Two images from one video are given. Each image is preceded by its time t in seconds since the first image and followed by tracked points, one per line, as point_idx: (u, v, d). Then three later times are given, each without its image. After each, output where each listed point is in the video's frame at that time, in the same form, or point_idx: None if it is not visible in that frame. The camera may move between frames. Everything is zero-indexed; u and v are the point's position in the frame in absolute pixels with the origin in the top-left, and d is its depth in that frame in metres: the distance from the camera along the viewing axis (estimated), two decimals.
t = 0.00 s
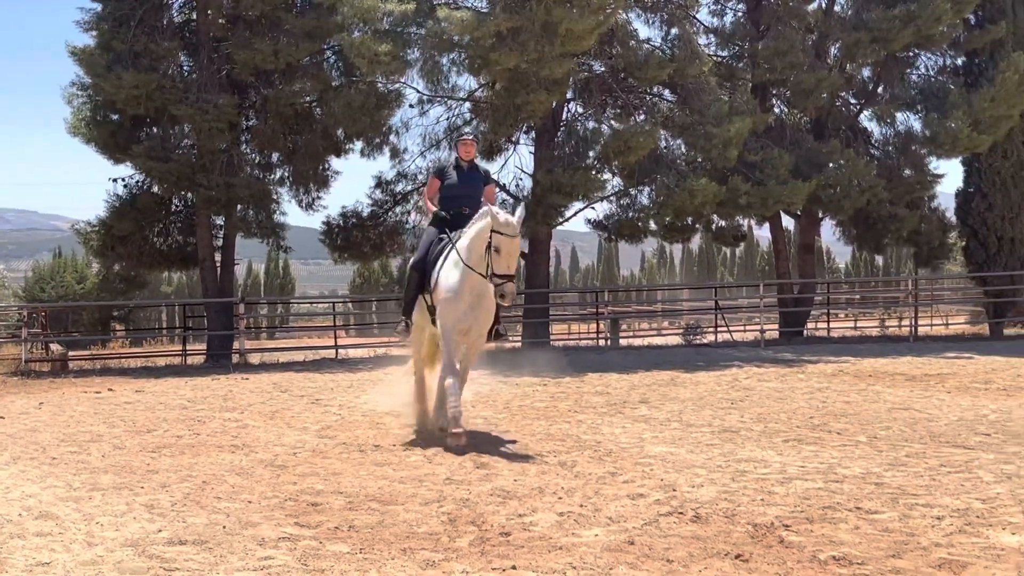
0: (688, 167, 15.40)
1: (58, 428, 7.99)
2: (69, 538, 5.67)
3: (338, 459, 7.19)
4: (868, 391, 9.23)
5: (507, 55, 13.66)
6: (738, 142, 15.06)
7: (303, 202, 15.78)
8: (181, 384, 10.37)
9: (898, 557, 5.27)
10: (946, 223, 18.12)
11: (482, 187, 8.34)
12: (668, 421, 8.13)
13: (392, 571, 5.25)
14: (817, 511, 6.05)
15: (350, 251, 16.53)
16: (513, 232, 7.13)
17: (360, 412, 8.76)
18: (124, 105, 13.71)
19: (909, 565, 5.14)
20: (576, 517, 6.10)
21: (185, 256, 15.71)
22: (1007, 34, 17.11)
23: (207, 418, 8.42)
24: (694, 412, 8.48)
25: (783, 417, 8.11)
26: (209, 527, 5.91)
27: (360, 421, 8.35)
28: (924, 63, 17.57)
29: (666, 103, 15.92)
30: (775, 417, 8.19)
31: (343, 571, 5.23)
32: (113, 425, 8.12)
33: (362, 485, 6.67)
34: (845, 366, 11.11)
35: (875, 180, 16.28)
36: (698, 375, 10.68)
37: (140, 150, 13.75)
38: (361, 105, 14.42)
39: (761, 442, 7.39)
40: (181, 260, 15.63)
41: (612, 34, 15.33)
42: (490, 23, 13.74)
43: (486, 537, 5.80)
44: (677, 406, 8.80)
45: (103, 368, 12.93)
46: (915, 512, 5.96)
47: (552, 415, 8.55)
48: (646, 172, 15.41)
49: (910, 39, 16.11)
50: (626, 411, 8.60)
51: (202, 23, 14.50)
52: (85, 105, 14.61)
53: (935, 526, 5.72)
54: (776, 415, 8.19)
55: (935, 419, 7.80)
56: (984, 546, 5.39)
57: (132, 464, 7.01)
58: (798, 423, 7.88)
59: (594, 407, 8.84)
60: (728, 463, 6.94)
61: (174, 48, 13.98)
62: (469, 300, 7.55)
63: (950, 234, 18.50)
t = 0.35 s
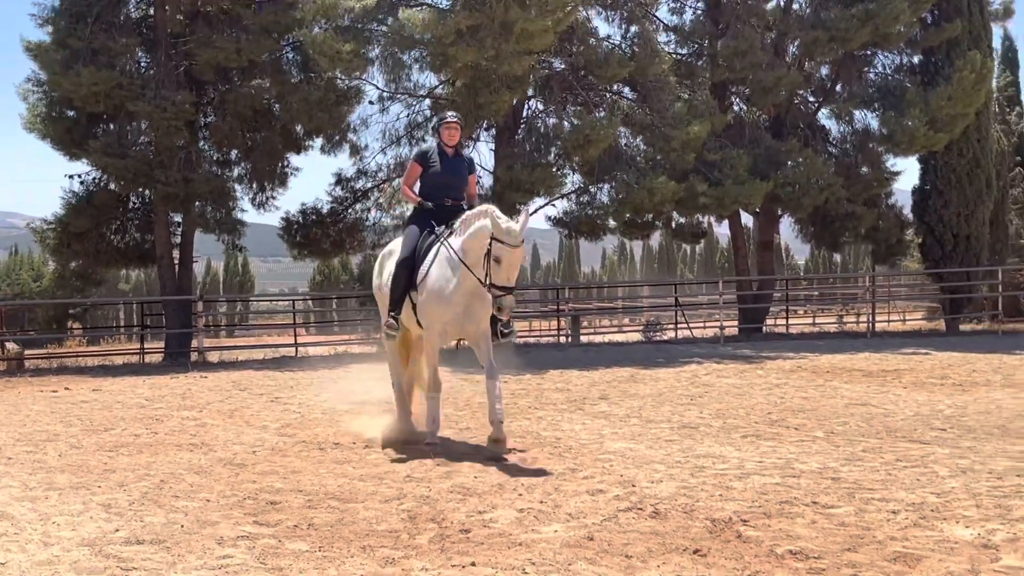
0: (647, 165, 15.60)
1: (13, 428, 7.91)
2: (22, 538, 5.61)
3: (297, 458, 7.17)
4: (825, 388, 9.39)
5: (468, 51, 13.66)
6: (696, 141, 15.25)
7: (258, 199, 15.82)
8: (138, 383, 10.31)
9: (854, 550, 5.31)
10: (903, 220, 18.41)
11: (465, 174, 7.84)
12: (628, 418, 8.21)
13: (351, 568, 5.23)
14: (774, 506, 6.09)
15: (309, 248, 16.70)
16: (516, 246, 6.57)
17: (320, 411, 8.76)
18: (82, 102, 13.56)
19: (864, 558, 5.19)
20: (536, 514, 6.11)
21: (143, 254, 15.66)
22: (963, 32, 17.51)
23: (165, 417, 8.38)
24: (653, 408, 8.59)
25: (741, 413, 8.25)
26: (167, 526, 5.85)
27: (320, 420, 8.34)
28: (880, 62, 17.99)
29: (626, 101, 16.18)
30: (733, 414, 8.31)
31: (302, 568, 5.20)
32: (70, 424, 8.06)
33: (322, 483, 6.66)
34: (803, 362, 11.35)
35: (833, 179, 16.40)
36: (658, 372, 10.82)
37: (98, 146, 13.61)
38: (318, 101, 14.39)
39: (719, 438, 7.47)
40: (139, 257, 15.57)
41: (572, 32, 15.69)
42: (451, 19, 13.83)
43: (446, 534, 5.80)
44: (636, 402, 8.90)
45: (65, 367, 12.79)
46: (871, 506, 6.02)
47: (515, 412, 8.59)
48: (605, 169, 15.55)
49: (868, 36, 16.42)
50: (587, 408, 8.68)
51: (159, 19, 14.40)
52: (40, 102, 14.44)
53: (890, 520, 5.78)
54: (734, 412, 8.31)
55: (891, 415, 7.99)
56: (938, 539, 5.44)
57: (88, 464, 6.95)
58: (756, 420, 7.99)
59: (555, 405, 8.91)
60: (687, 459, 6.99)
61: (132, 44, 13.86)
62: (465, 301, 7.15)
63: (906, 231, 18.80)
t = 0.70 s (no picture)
0: (603, 162, 15.68)
1: None
2: None
3: (253, 456, 7.14)
4: (780, 384, 9.56)
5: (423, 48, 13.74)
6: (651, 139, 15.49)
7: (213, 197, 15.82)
8: (92, 382, 10.23)
9: (807, 545, 5.34)
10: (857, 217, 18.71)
11: (459, 162, 7.32)
12: (585, 414, 8.27)
13: (306, 566, 5.20)
14: (728, 501, 6.13)
15: (265, 245, 16.81)
16: (534, 246, 6.40)
17: (277, 409, 8.75)
18: (38, 98, 13.40)
19: (816, 552, 5.23)
20: (492, 510, 6.11)
21: (97, 251, 15.55)
22: (916, 30, 17.90)
23: (119, 416, 8.32)
24: (609, 404, 8.68)
25: (697, 409, 8.35)
26: (119, 526, 5.78)
27: (276, 418, 8.33)
28: (836, 61, 18.30)
29: (584, 98, 16.18)
30: (689, 410, 8.41)
31: (256, 567, 5.16)
32: (21, 424, 7.99)
33: (277, 482, 6.63)
34: (759, 359, 11.53)
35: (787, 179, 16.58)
36: (615, 368, 10.92)
37: (52, 143, 13.50)
38: (273, 99, 14.42)
39: (675, 433, 7.54)
40: (94, 254, 15.47)
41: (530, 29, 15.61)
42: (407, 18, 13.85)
43: (401, 531, 5.78)
44: (593, 399, 8.98)
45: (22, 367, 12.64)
46: (824, 501, 6.07)
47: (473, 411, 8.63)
48: (563, 167, 15.62)
49: (823, 34, 16.77)
50: (545, 405, 8.74)
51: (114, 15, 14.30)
52: None
53: (842, 515, 5.83)
54: (690, 407, 8.42)
55: (845, 410, 8.15)
56: (889, 533, 5.49)
57: (39, 463, 6.87)
58: (712, 415, 8.09)
59: (513, 401, 8.98)
60: (644, 455, 7.04)
61: (87, 39, 13.74)
62: (473, 300, 6.77)
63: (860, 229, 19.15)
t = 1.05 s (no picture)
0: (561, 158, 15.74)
1: None
2: None
3: (205, 456, 7.10)
4: (734, 380, 9.71)
5: (377, 46, 13.72)
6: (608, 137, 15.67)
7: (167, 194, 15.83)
8: (42, 381, 10.14)
9: (760, 541, 5.34)
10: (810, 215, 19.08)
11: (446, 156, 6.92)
12: (541, 412, 8.31)
13: (258, 566, 5.11)
14: (681, 497, 6.15)
15: (218, 242, 16.81)
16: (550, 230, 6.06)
17: (231, 408, 8.73)
18: None
19: (768, 548, 5.22)
20: (446, 509, 6.07)
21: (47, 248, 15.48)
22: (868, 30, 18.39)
23: (70, 415, 8.24)
24: (565, 402, 8.75)
25: (652, 406, 8.45)
26: (66, 527, 5.67)
27: (230, 418, 8.31)
28: (790, 60, 18.63)
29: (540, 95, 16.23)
30: (644, 407, 8.51)
31: (207, 567, 5.08)
32: None
33: (228, 482, 6.58)
34: (713, 356, 11.68)
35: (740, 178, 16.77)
36: (572, 366, 11.02)
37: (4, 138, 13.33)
38: (230, 96, 14.44)
39: (630, 430, 7.61)
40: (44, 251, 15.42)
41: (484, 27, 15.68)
42: (359, 14, 13.82)
43: (353, 531, 5.72)
44: (549, 396, 9.05)
45: None
46: (775, 497, 6.11)
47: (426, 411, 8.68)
48: (521, 165, 15.66)
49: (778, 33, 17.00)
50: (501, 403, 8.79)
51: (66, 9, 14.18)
52: None
53: (794, 511, 5.86)
54: (645, 405, 8.52)
55: (798, 407, 8.27)
56: (841, 529, 5.50)
57: None
58: (666, 413, 8.17)
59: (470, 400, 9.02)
60: (598, 453, 7.08)
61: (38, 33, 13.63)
62: (480, 296, 6.48)
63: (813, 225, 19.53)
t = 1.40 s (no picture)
0: (520, 155, 15.84)
1: None
2: None
3: (157, 454, 7.06)
4: (689, 378, 9.84)
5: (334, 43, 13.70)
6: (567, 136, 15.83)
7: (122, 189, 15.78)
8: None
9: (714, 537, 5.34)
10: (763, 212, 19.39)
11: (435, 137, 6.62)
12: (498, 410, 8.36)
13: (211, 566, 5.02)
14: (636, 494, 6.17)
15: (172, 240, 16.66)
16: (577, 205, 5.68)
17: (186, 406, 8.71)
18: None
19: (722, 545, 5.22)
20: (401, 507, 6.07)
21: None
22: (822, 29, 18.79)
23: (20, 413, 8.17)
24: (522, 400, 8.82)
25: (608, 403, 8.54)
26: (15, 527, 5.56)
27: (183, 416, 8.30)
28: (747, 59, 18.88)
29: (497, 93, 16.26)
30: (601, 404, 8.59)
31: (159, 566, 5.00)
32: None
33: (182, 480, 6.54)
34: (668, 353, 11.80)
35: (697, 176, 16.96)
36: (529, 363, 11.11)
37: None
38: (184, 94, 14.40)
39: (587, 427, 7.67)
40: None
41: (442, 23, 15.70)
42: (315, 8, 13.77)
43: (308, 529, 5.68)
44: (507, 394, 9.11)
45: None
46: (729, 494, 6.14)
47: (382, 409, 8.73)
48: (480, 162, 15.72)
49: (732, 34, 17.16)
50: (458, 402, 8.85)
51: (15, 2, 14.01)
52: None
53: (747, 507, 5.89)
54: (602, 402, 8.61)
55: (752, 404, 8.39)
56: (794, 526, 5.52)
57: None
58: (623, 410, 8.25)
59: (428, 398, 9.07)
60: (554, 450, 7.13)
61: None
62: (479, 288, 6.02)
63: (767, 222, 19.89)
